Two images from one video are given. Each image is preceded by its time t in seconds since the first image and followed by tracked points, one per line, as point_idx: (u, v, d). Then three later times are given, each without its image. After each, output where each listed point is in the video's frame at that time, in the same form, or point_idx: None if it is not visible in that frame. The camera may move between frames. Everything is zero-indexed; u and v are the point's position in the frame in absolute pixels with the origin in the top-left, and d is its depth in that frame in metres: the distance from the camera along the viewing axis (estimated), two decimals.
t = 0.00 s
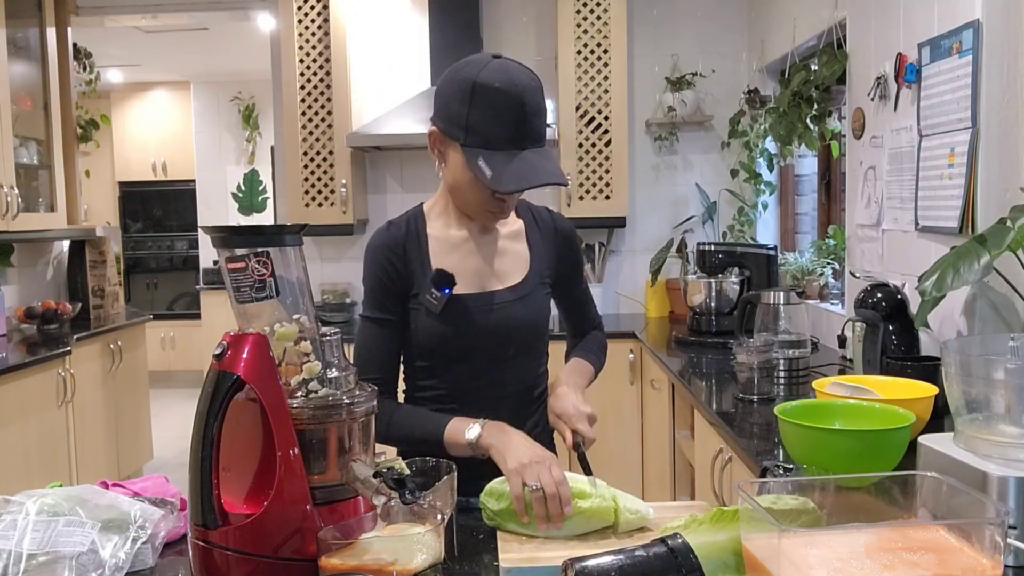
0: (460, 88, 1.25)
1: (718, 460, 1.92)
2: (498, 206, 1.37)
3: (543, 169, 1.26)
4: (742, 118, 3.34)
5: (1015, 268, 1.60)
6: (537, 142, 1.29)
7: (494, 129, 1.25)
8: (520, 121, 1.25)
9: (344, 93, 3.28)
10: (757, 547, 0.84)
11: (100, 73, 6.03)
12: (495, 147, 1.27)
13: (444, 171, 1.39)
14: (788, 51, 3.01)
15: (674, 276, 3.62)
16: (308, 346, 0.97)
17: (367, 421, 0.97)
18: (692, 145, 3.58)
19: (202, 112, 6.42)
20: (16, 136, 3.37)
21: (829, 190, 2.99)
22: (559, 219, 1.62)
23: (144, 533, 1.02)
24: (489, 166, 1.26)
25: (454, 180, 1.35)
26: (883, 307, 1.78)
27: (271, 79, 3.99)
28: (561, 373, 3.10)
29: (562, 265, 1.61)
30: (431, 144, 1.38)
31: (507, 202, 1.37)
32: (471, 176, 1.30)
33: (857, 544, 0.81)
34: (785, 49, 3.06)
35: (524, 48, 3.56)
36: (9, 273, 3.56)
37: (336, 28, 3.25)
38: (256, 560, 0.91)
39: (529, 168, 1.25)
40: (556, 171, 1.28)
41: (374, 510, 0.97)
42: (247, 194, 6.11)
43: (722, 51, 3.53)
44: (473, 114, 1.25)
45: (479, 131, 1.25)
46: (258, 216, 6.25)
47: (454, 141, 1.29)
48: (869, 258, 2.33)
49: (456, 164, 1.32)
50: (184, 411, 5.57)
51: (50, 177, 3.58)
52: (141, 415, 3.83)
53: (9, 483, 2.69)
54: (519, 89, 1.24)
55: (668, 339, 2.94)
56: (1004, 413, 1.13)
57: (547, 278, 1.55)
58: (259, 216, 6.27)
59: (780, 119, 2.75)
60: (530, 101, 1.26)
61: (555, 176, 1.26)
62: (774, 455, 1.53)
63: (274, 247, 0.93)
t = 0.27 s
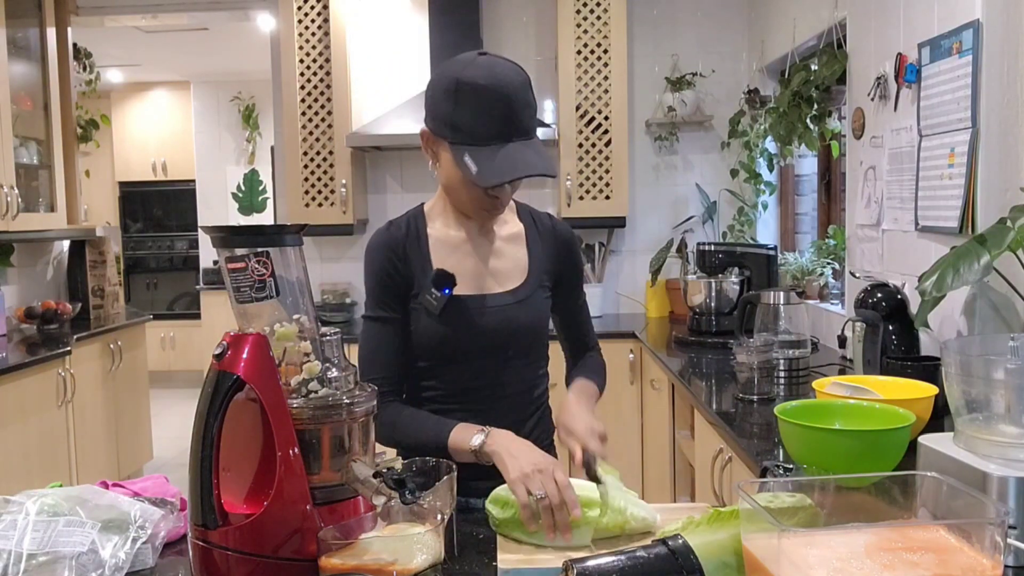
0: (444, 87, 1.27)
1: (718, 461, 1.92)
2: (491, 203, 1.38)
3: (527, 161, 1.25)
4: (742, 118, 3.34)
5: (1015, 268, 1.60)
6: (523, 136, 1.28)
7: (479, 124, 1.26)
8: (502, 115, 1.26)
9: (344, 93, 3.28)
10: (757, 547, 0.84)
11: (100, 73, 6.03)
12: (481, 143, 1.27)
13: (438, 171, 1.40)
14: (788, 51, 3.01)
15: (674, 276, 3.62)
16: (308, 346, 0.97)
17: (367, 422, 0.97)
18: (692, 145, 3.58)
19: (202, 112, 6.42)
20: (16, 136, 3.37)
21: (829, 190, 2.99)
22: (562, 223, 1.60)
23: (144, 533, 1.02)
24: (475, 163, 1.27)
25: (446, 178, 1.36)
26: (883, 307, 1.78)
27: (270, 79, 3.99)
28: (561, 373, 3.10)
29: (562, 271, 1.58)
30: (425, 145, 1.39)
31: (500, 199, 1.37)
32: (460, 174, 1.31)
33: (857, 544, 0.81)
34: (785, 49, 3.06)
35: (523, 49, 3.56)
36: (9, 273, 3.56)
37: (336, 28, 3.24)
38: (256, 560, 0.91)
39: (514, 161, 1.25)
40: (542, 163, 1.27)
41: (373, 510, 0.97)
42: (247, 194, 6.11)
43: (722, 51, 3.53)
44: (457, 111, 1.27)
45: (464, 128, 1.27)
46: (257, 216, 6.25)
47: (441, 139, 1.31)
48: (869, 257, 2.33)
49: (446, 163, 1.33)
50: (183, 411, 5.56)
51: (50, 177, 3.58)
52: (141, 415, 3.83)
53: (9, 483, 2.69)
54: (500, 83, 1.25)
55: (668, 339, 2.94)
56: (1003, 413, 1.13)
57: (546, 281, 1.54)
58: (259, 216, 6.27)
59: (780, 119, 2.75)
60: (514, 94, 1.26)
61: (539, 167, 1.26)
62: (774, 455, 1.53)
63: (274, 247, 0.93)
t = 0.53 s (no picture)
0: (421, 96, 1.29)
1: (718, 461, 1.92)
2: (474, 209, 1.39)
3: (503, 170, 1.27)
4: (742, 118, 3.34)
5: (1015, 268, 1.60)
6: (500, 143, 1.29)
7: (456, 133, 1.27)
8: (479, 122, 1.27)
9: (344, 93, 3.28)
10: (757, 548, 0.84)
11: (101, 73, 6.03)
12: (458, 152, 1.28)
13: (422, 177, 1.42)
14: (788, 51, 3.01)
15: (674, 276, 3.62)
16: (308, 346, 0.97)
17: (367, 421, 0.97)
18: (692, 145, 3.58)
19: (202, 112, 6.42)
20: (16, 136, 3.37)
21: (829, 190, 2.99)
22: (555, 214, 1.58)
23: (145, 533, 1.02)
24: (453, 172, 1.28)
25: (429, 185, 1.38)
26: (883, 307, 1.78)
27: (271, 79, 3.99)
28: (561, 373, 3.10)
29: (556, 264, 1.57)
30: (409, 151, 1.41)
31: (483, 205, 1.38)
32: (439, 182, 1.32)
33: (857, 544, 0.81)
34: (785, 49, 3.06)
35: (523, 49, 3.56)
36: (9, 273, 3.56)
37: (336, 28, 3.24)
38: (256, 560, 0.91)
39: (490, 171, 1.27)
40: (520, 171, 1.28)
41: (373, 510, 0.97)
42: (247, 194, 6.11)
43: (722, 51, 3.53)
44: (435, 120, 1.28)
45: (441, 137, 1.28)
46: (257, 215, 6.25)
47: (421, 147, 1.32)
48: (869, 257, 2.33)
49: (428, 170, 1.35)
50: (184, 411, 5.56)
51: (50, 177, 3.58)
52: (141, 415, 3.83)
53: (10, 483, 2.69)
54: (476, 90, 1.25)
55: (668, 339, 2.94)
56: (1003, 413, 1.13)
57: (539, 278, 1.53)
58: (259, 216, 6.27)
59: (780, 119, 2.75)
60: (491, 103, 1.27)
61: (515, 176, 1.27)
62: (774, 455, 1.53)
63: (274, 247, 0.93)
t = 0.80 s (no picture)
0: (409, 94, 1.30)
1: (718, 461, 1.92)
2: (466, 206, 1.40)
3: (488, 167, 1.27)
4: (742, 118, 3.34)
5: (1015, 268, 1.60)
6: (487, 140, 1.30)
7: (445, 131, 1.28)
8: (465, 120, 1.27)
9: (344, 93, 3.28)
10: (757, 548, 0.84)
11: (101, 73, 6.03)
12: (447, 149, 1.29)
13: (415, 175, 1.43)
14: (788, 51, 3.01)
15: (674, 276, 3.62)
16: (307, 346, 0.97)
17: (367, 421, 0.97)
18: (692, 145, 3.58)
19: (202, 112, 6.41)
20: (16, 136, 3.37)
21: (829, 190, 2.99)
22: (549, 218, 1.59)
23: (145, 533, 1.02)
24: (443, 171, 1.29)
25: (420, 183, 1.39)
26: (883, 307, 1.78)
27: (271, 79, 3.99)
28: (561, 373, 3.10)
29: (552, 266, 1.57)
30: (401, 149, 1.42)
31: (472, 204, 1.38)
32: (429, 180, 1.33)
33: (858, 544, 0.81)
34: (785, 49, 3.06)
35: (523, 49, 3.56)
36: (9, 273, 3.56)
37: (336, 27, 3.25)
38: (256, 560, 0.91)
39: (475, 169, 1.27)
40: (505, 169, 1.28)
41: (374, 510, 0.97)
42: (247, 194, 6.11)
43: (722, 51, 3.53)
44: (424, 119, 1.29)
45: (429, 135, 1.29)
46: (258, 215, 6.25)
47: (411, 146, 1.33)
48: (869, 257, 2.33)
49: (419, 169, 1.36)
50: (184, 411, 5.56)
51: (50, 177, 3.58)
52: (141, 415, 3.83)
53: (9, 483, 2.69)
54: (463, 88, 1.27)
55: (668, 339, 2.94)
56: (1003, 413, 1.13)
57: (535, 278, 1.52)
58: (259, 216, 6.27)
59: (780, 119, 2.74)
60: (478, 100, 1.27)
61: (499, 175, 1.27)
62: (774, 455, 1.53)
63: (274, 247, 0.93)
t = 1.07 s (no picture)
0: (410, 85, 1.31)
1: (718, 461, 1.92)
2: (465, 199, 1.40)
3: (486, 152, 1.26)
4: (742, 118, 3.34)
5: (1015, 268, 1.60)
6: (486, 130, 1.29)
7: (444, 120, 1.28)
8: (463, 108, 1.28)
9: (344, 93, 3.28)
10: (757, 547, 0.84)
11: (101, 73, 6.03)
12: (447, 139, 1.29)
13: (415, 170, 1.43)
14: (788, 50, 3.01)
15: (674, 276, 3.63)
16: (308, 346, 0.97)
17: (367, 421, 0.97)
18: (692, 145, 3.58)
19: (202, 112, 6.41)
20: (16, 136, 3.37)
21: (829, 190, 2.99)
22: (550, 218, 1.58)
23: (145, 533, 1.02)
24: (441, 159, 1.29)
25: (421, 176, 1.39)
26: (883, 307, 1.78)
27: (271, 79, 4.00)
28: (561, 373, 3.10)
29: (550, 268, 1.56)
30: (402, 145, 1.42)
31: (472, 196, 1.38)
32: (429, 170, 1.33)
33: (858, 544, 0.81)
34: (785, 49, 3.06)
35: (523, 49, 3.55)
36: (9, 273, 3.56)
37: (336, 27, 3.25)
38: (256, 560, 0.91)
39: (471, 155, 1.26)
40: (503, 157, 1.28)
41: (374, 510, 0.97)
42: (247, 194, 6.11)
43: (722, 51, 3.53)
44: (424, 109, 1.30)
45: (428, 124, 1.29)
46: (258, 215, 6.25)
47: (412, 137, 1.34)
48: (869, 258, 2.33)
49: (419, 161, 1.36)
50: (184, 411, 5.57)
51: (50, 177, 3.58)
52: (141, 415, 3.83)
53: (10, 483, 2.69)
54: (462, 78, 1.27)
55: (668, 339, 2.94)
56: (1003, 413, 1.13)
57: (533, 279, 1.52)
58: (259, 216, 6.27)
59: (780, 119, 2.74)
60: (478, 90, 1.28)
61: (496, 162, 1.27)
62: (774, 455, 1.53)
63: (274, 247, 0.93)
